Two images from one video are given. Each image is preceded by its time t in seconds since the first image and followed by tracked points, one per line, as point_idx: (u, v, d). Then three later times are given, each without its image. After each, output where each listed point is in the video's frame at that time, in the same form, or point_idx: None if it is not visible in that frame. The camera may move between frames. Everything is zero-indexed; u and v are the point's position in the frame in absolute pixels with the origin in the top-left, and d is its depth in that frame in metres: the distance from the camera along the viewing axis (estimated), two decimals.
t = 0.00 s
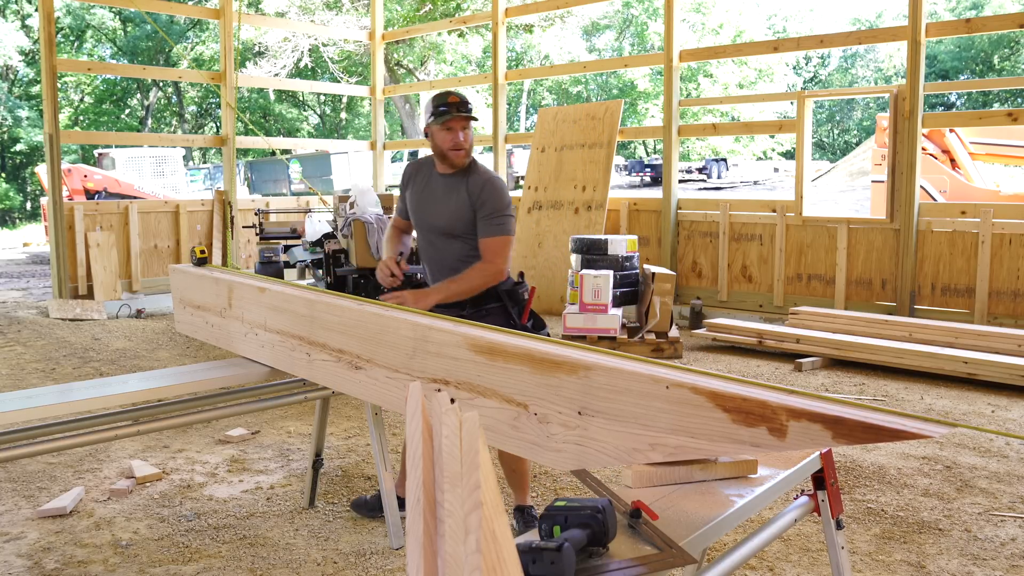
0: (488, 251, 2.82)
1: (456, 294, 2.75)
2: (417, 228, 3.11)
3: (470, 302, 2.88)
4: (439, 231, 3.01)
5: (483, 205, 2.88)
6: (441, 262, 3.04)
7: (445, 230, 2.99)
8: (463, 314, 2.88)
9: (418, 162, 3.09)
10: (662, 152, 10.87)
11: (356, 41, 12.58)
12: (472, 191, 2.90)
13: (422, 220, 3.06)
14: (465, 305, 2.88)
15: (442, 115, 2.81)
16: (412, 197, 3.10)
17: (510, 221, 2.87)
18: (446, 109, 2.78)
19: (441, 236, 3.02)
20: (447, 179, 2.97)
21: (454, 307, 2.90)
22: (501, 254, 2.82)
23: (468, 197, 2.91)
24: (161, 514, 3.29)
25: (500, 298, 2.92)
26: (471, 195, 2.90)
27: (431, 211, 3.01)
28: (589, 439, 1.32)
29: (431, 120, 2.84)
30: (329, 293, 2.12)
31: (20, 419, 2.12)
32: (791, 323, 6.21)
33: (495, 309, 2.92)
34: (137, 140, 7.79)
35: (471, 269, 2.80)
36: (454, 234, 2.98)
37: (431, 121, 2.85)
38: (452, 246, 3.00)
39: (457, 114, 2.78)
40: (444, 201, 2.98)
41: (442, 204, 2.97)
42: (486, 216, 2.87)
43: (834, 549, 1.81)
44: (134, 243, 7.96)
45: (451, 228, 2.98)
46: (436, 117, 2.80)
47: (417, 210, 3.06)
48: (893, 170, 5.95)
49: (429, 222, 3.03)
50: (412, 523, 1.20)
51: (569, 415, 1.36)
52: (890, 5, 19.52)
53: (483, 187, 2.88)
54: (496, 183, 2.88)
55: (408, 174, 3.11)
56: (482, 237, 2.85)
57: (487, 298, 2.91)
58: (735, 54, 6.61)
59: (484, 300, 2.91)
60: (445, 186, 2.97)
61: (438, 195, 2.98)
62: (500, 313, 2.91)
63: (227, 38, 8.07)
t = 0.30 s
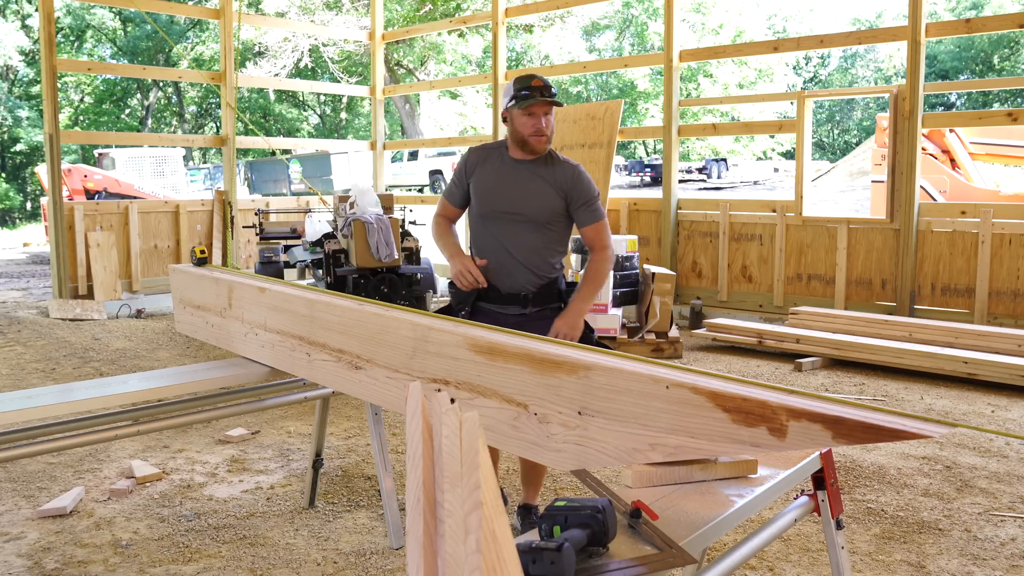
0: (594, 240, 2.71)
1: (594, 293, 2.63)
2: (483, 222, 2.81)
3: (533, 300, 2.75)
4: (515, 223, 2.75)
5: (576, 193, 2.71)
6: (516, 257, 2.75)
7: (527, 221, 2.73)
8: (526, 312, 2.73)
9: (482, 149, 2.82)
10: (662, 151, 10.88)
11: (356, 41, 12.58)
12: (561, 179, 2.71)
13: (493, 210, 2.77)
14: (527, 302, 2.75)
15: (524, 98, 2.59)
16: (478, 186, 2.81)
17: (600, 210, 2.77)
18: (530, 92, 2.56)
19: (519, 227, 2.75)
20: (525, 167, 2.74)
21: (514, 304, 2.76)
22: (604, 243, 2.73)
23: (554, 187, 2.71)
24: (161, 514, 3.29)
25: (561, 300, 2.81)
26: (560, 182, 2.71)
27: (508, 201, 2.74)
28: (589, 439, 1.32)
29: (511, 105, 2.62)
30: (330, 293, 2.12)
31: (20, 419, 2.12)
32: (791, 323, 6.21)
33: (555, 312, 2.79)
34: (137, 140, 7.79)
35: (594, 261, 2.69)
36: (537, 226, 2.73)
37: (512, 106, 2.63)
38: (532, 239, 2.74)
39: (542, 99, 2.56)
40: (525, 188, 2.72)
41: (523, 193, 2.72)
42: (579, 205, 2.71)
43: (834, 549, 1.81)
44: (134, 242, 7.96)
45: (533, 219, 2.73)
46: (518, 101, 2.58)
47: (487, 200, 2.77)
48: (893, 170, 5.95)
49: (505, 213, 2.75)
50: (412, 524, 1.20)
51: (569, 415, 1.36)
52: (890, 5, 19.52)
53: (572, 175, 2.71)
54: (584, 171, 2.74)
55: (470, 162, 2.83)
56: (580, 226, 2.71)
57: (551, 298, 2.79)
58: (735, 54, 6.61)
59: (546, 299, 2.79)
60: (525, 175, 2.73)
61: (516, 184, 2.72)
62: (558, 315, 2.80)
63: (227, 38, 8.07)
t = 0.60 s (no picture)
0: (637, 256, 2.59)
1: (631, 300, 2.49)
2: (535, 243, 2.58)
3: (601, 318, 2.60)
4: (578, 240, 2.55)
5: (630, 203, 2.58)
6: (582, 278, 2.57)
7: (589, 238, 2.55)
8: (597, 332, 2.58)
9: (522, 165, 2.57)
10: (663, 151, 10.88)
11: (356, 41, 12.59)
12: (618, 190, 2.56)
13: (553, 230, 2.54)
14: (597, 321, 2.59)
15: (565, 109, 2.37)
16: (526, 207, 2.56)
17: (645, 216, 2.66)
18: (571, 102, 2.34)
19: (580, 246, 2.56)
20: (578, 181, 2.54)
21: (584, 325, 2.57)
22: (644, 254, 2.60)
23: (612, 195, 2.56)
24: (161, 514, 3.29)
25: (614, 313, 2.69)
26: (617, 194, 2.56)
27: (568, 220, 2.53)
28: (589, 440, 1.32)
29: (553, 116, 2.41)
30: (330, 293, 2.12)
31: (20, 419, 2.12)
32: (791, 323, 6.21)
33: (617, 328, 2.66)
34: (137, 140, 7.79)
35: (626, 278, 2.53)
36: (598, 242, 2.57)
37: (552, 117, 2.42)
38: (595, 257, 2.57)
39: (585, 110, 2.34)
40: (584, 205, 2.53)
41: (584, 210, 2.53)
42: (634, 214, 2.59)
43: (834, 549, 1.81)
44: (134, 242, 7.97)
45: (597, 235, 2.55)
46: (559, 113, 2.37)
47: (543, 220, 2.54)
48: (893, 170, 5.95)
49: (565, 232, 2.54)
50: (412, 524, 1.20)
51: (569, 415, 1.36)
52: (890, 5, 19.51)
53: (624, 184, 2.57)
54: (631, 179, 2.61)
55: (514, 180, 2.57)
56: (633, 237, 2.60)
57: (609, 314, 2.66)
58: (735, 54, 6.61)
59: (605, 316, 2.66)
60: (580, 190, 2.53)
61: (577, 200, 2.52)
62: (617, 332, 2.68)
63: (227, 38, 8.07)
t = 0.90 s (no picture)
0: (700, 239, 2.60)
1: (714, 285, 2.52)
2: (599, 242, 2.46)
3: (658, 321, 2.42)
4: (642, 235, 2.47)
5: (684, 190, 2.56)
6: (649, 274, 2.48)
7: (653, 231, 2.48)
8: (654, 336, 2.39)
9: (573, 162, 2.47)
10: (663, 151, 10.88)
11: (356, 41, 12.59)
12: (673, 179, 2.53)
13: (619, 227, 2.44)
14: (655, 324, 2.41)
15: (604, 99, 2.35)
16: (585, 205, 2.44)
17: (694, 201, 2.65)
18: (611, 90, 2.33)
19: (645, 241, 2.47)
20: (634, 172, 2.47)
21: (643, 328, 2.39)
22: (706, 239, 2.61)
23: (668, 185, 2.51)
24: (161, 514, 3.29)
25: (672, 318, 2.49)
26: (672, 182, 2.53)
27: (632, 214, 2.44)
28: (589, 440, 1.32)
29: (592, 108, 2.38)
30: (330, 293, 2.12)
31: (20, 419, 2.12)
32: (791, 323, 6.21)
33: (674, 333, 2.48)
34: (137, 140, 7.79)
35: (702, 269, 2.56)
36: (660, 235, 2.49)
37: (592, 110, 2.40)
38: (657, 250, 2.50)
39: (625, 97, 2.33)
40: (645, 197, 2.46)
41: (647, 202, 2.46)
42: (689, 200, 2.57)
43: (834, 549, 1.81)
44: (134, 242, 7.97)
45: (660, 227, 2.49)
46: (599, 103, 2.35)
47: (606, 216, 2.43)
48: (893, 170, 5.95)
49: (630, 227, 2.45)
50: (412, 524, 1.20)
51: (569, 415, 1.36)
52: (890, 5, 19.48)
53: (677, 171, 2.55)
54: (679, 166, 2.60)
55: (569, 176, 2.44)
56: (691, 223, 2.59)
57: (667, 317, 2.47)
58: (735, 54, 6.61)
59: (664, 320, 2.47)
60: (638, 181, 2.46)
61: (637, 192, 2.45)
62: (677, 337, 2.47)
63: (227, 38, 8.07)
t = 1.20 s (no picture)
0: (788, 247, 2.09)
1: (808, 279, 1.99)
2: (641, 252, 2.18)
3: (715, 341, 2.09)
4: (690, 248, 2.12)
5: (763, 195, 2.09)
6: (693, 292, 2.11)
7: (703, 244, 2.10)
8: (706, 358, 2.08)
9: (626, 162, 2.21)
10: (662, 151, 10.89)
11: (356, 41, 12.58)
12: (742, 183, 2.10)
13: (662, 236, 2.13)
14: (707, 344, 2.09)
15: (664, 99, 2.02)
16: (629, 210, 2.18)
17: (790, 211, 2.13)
18: (670, 92, 2.00)
19: (692, 255, 2.11)
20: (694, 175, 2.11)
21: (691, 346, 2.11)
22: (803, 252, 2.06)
23: (733, 192, 2.10)
24: (161, 514, 3.29)
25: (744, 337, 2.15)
26: (741, 188, 2.10)
27: (677, 222, 2.11)
28: (589, 440, 1.32)
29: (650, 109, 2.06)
30: (330, 293, 2.11)
31: (20, 419, 2.12)
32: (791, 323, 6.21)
33: (738, 354, 2.15)
34: (137, 140, 7.79)
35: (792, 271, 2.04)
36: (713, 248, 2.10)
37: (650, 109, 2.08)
38: (709, 266, 2.11)
39: (685, 100, 1.99)
40: (695, 204, 2.10)
41: (696, 210, 2.10)
42: (768, 207, 2.09)
43: (834, 550, 1.81)
44: (134, 242, 7.98)
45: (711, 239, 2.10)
46: (657, 104, 2.03)
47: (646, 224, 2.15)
48: (893, 170, 5.95)
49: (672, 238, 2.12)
50: (412, 523, 1.20)
51: (569, 415, 1.36)
52: (890, 5, 19.47)
53: (754, 175, 2.10)
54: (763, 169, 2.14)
55: (617, 178, 2.20)
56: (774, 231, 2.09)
57: (733, 337, 2.13)
58: (735, 54, 6.61)
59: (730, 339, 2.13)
60: (692, 186, 2.11)
61: (685, 198, 2.11)
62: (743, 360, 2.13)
63: (227, 38, 8.07)
